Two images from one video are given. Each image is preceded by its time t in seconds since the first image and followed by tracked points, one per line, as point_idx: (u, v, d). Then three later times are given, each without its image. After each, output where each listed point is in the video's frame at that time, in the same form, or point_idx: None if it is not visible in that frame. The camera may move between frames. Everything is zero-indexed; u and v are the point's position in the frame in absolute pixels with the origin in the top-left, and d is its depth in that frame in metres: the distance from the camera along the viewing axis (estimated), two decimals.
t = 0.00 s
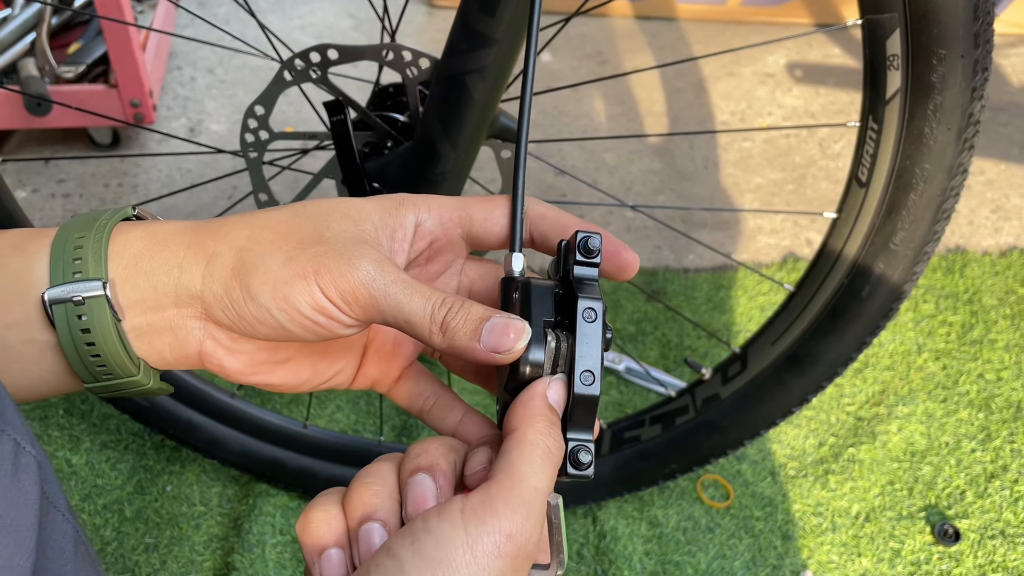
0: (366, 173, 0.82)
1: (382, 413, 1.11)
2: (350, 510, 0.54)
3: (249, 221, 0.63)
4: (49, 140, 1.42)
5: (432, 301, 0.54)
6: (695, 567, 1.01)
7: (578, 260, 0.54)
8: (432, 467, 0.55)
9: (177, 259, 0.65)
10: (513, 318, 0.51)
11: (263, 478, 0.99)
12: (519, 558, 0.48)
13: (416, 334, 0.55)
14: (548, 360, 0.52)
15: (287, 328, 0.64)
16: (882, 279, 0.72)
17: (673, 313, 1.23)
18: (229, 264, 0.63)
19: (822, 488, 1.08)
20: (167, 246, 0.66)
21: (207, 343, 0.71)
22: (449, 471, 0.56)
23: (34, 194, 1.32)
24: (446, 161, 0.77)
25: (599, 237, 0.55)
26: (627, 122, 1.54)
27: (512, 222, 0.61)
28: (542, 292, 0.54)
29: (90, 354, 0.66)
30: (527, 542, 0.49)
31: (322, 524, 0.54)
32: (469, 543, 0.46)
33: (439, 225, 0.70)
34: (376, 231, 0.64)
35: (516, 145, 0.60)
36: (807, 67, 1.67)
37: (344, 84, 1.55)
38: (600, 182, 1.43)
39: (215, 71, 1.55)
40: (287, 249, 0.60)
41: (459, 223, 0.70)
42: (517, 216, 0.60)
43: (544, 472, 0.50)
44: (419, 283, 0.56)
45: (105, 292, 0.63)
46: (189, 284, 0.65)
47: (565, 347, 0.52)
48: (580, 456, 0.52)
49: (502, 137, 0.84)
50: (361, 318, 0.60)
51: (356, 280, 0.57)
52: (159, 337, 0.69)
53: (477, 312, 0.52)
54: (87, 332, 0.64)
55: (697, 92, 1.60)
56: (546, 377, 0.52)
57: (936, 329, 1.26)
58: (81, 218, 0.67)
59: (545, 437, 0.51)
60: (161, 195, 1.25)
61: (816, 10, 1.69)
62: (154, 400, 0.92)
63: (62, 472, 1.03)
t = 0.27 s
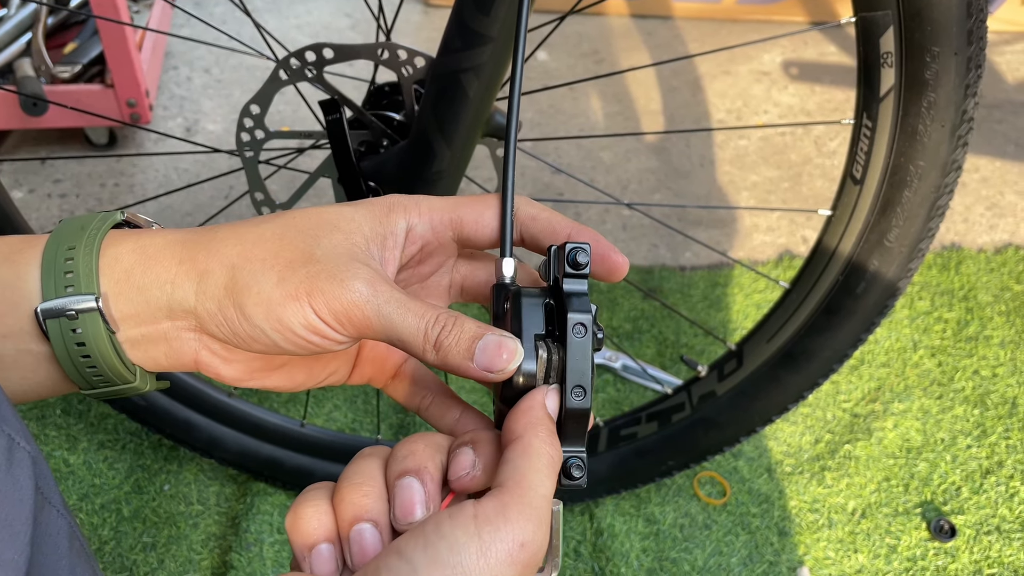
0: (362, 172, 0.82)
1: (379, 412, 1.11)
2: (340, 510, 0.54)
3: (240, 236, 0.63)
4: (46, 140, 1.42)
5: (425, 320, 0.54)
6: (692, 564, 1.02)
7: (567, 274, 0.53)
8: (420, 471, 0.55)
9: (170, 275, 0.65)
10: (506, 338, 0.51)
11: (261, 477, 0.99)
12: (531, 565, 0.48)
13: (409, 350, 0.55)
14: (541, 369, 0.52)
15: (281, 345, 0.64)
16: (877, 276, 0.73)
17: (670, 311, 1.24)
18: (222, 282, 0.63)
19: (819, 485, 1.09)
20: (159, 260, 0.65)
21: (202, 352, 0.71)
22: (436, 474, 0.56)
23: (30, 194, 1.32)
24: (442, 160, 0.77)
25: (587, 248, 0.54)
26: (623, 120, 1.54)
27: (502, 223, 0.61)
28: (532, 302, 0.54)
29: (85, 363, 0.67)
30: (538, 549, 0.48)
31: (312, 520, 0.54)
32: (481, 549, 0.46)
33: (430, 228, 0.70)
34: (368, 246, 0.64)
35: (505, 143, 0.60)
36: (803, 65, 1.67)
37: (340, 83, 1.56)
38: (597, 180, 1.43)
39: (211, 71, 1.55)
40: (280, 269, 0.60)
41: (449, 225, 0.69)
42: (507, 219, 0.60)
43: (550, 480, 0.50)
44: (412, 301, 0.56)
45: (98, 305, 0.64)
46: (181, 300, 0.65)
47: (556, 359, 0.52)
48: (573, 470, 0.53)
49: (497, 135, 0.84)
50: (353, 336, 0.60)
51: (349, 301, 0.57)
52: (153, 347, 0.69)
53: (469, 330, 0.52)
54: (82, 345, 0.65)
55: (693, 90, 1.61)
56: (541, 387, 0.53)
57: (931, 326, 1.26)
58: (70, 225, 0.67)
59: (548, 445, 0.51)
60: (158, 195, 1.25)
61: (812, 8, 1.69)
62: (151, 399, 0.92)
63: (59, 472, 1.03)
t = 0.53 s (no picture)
0: (360, 170, 0.82)
1: (378, 411, 1.11)
2: (341, 509, 0.54)
3: (236, 245, 0.62)
4: (43, 140, 1.42)
5: (421, 327, 0.54)
6: (691, 562, 1.02)
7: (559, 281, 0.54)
8: (421, 470, 0.54)
9: (168, 283, 0.65)
10: (502, 347, 0.51)
11: (260, 476, 0.99)
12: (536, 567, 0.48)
13: (405, 357, 0.55)
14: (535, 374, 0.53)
15: (278, 353, 0.64)
16: (875, 273, 0.73)
17: (668, 309, 1.24)
18: (219, 292, 0.63)
19: (817, 482, 1.09)
20: (157, 268, 0.65)
21: (202, 356, 0.71)
22: (437, 473, 0.55)
23: (28, 194, 1.32)
24: (440, 158, 0.77)
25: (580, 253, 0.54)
26: (621, 119, 1.54)
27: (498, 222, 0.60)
28: (527, 306, 0.54)
29: (86, 367, 0.67)
30: (544, 551, 0.48)
31: (315, 517, 0.55)
32: (490, 553, 0.46)
33: (425, 229, 0.69)
34: (364, 253, 0.64)
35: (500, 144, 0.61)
36: (800, 63, 1.67)
37: (337, 83, 1.56)
38: (594, 179, 1.43)
39: (208, 71, 1.55)
40: (275, 279, 0.60)
41: (445, 225, 0.69)
42: (504, 219, 0.59)
43: (556, 483, 0.50)
44: (408, 308, 0.56)
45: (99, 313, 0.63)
46: (180, 308, 0.65)
47: (552, 364, 0.52)
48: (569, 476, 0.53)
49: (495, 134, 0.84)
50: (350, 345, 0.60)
51: (344, 311, 0.57)
52: (154, 351, 0.69)
53: (465, 339, 0.52)
54: (83, 351, 0.65)
55: (691, 89, 1.61)
56: (540, 389, 0.53)
57: (929, 323, 1.26)
58: (67, 228, 0.66)
59: (553, 448, 0.51)
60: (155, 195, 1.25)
61: (808, 7, 1.69)
62: (149, 399, 0.92)
63: (58, 472, 1.03)
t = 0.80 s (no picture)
0: (358, 170, 0.82)
1: (376, 412, 1.11)
2: (348, 508, 0.54)
3: (231, 244, 0.62)
4: (39, 141, 1.41)
5: (415, 325, 0.54)
6: (690, 562, 1.02)
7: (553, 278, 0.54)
8: (427, 471, 0.54)
9: (163, 283, 0.65)
10: (496, 345, 0.52)
11: (258, 478, 0.99)
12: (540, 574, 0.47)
13: (400, 355, 0.55)
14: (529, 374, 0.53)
15: (273, 352, 0.64)
16: (873, 272, 0.73)
17: (666, 309, 1.24)
18: (213, 291, 0.62)
19: (815, 481, 1.09)
20: (152, 267, 0.65)
21: (198, 356, 0.71)
22: (443, 474, 0.55)
23: (24, 195, 1.31)
24: (438, 158, 0.77)
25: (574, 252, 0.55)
26: (619, 119, 1.54)
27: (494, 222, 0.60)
28: (520, 307, 0.54)
29: (81, 368, 0.67)
30: (549, 557, 0.47)
31: (321, 515, 0.54)
32: (496, 558, 0.45)
33: (421, 229, 0.69)
34: (359, 252, 0.64)
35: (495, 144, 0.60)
36: (797, 62, 1.67)
37: (334, 83, 1.55)
38: (592, 179, 1.43)
39: (205, 71, 1.54)
40: (269, 277, 0.60)
41: (440, 225, 0.69)
42: (499, 220, 0.59)
43: (564, 489, 0.49)
44: (402, 307, 0.56)
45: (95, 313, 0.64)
46: (174, 308, 0.65)
47: (546, 363, 0.52)
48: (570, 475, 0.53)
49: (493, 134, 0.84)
50: (344, 343, 0.60)
51: (337, 309, 0.57)
52: (150, 352, 0.69)
53: (459, 337, 0.52)
54: (79, 351, 0.65)
55: (688, 88, 1.61)
56: (537, 393, 0.53)
57: (927, 322, 1.26)
58: (64, 229, 0.66)
59: (562, 452, 0.50)
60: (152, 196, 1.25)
61: (806, 6, 1.69)
62: (147, 401, 0.92)
63: (55, 474, 1.03)
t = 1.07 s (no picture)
0: (355, 170, 0.82)
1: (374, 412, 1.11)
2: (341, 478, 0.54)
3: (226, 235, 0.63)
4: (36, 142, 1.41)
5: (408, 312, 0.55)
6: (688, 562, 1.02)
7: (550, 264, 0.54)
8: (420, 447, 0.54)
9: (158, 275, 0.65)
10: (491, 330, 0.52)
11: (256, 478, 0.99)
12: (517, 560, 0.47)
13: (394, 343, 0.56)
14: (527, 363, 0.53)
15: (266, 343, 0.64)
16: (870, 272, 0.73)
17: (664, 309, 1.24)
18: (208, 281, 0.63)
19: (813, 481, 1.09)
20: (148, 260, 0.65)
21: (193, 353, 0.71)
22: (437, 449, 0.55)
23: (21, 197, 1.31)
24: (435, 158, 0.77)
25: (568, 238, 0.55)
26: (616, 119, 1.54)
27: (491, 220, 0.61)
28: (516, 296, 0.55)
29: (76, 364, 0.66)
30: (526, 543, 0.47)
31: (315, 483, 0.55)
32: (470, 545, 0.45)
33: (418, 226, 0.70)
34: (352, 242, 0.64)
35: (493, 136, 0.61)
36: (794, 62, 1.67)
37: (332, 83, 1.55)
38: (589, 179, 1.43)
39: (202, 72, 1.54)
40: (262, 265, 0.60)
41: (437, 222, 0.69)
42: (496, 215, 0.59)
43: (547, 477, 0.49)
44: (395, 294, 0.56)
45: (91, 306, 0.63)
46: (170, 300, 0.65)
47: (543, 351, 0.52)
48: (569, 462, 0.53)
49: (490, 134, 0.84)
50: (338, 330, 0.60)
51: (331, 296, 0.57)
52: (145, 348, 0.69)
53: (453, 323, 0.53)
54: (74, 347, 0.65)
55: (685, 88, 1.61)
56: (533, 379, 0.52)
57: (924, 321, 1.26)
58: (65, 226, 0.67)
59: (548, 439, 0.49)
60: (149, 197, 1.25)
61: (802, 6, 1.70)
62: (145, 402, 0.92)
63: (52, 476, 1.02)
